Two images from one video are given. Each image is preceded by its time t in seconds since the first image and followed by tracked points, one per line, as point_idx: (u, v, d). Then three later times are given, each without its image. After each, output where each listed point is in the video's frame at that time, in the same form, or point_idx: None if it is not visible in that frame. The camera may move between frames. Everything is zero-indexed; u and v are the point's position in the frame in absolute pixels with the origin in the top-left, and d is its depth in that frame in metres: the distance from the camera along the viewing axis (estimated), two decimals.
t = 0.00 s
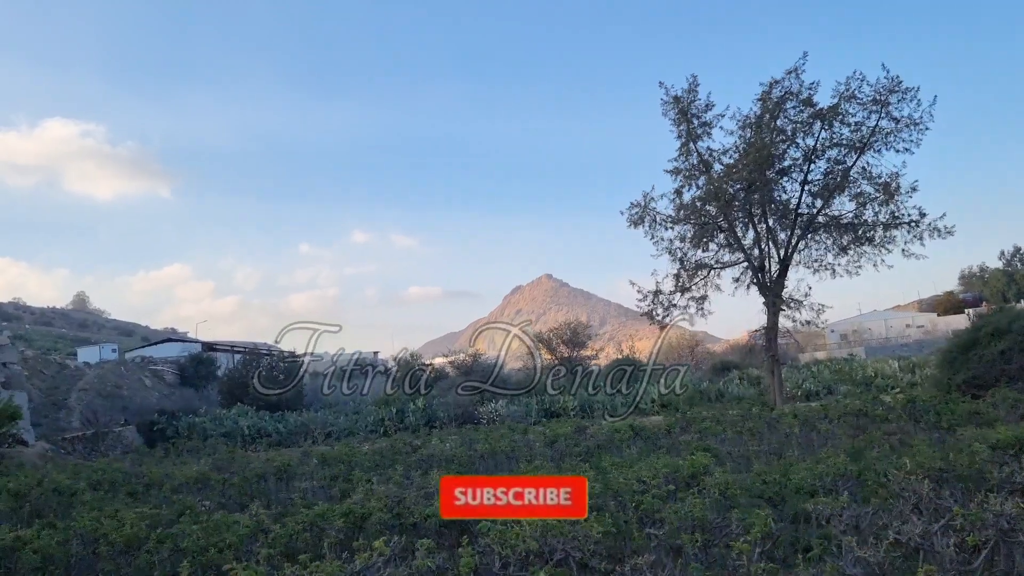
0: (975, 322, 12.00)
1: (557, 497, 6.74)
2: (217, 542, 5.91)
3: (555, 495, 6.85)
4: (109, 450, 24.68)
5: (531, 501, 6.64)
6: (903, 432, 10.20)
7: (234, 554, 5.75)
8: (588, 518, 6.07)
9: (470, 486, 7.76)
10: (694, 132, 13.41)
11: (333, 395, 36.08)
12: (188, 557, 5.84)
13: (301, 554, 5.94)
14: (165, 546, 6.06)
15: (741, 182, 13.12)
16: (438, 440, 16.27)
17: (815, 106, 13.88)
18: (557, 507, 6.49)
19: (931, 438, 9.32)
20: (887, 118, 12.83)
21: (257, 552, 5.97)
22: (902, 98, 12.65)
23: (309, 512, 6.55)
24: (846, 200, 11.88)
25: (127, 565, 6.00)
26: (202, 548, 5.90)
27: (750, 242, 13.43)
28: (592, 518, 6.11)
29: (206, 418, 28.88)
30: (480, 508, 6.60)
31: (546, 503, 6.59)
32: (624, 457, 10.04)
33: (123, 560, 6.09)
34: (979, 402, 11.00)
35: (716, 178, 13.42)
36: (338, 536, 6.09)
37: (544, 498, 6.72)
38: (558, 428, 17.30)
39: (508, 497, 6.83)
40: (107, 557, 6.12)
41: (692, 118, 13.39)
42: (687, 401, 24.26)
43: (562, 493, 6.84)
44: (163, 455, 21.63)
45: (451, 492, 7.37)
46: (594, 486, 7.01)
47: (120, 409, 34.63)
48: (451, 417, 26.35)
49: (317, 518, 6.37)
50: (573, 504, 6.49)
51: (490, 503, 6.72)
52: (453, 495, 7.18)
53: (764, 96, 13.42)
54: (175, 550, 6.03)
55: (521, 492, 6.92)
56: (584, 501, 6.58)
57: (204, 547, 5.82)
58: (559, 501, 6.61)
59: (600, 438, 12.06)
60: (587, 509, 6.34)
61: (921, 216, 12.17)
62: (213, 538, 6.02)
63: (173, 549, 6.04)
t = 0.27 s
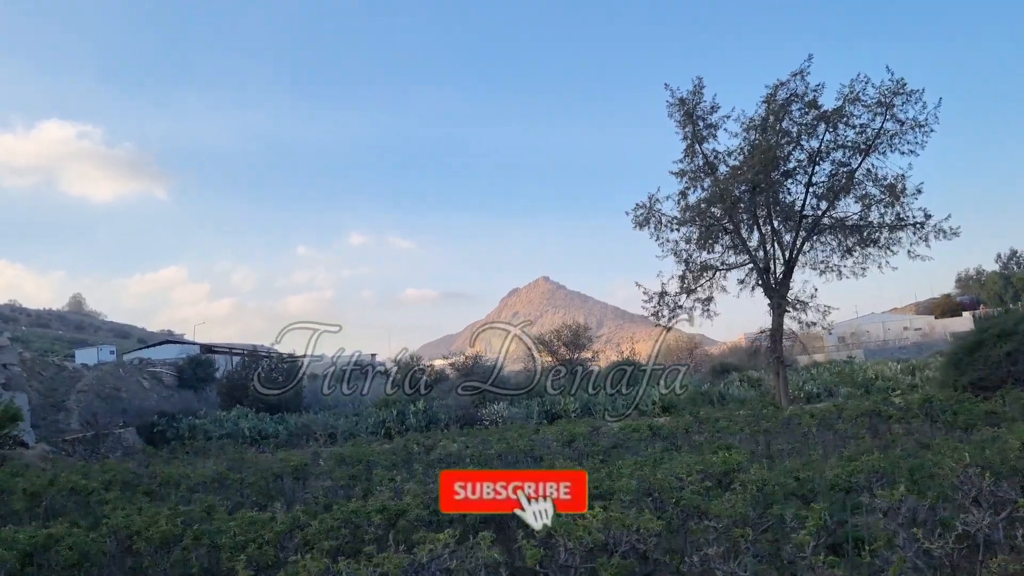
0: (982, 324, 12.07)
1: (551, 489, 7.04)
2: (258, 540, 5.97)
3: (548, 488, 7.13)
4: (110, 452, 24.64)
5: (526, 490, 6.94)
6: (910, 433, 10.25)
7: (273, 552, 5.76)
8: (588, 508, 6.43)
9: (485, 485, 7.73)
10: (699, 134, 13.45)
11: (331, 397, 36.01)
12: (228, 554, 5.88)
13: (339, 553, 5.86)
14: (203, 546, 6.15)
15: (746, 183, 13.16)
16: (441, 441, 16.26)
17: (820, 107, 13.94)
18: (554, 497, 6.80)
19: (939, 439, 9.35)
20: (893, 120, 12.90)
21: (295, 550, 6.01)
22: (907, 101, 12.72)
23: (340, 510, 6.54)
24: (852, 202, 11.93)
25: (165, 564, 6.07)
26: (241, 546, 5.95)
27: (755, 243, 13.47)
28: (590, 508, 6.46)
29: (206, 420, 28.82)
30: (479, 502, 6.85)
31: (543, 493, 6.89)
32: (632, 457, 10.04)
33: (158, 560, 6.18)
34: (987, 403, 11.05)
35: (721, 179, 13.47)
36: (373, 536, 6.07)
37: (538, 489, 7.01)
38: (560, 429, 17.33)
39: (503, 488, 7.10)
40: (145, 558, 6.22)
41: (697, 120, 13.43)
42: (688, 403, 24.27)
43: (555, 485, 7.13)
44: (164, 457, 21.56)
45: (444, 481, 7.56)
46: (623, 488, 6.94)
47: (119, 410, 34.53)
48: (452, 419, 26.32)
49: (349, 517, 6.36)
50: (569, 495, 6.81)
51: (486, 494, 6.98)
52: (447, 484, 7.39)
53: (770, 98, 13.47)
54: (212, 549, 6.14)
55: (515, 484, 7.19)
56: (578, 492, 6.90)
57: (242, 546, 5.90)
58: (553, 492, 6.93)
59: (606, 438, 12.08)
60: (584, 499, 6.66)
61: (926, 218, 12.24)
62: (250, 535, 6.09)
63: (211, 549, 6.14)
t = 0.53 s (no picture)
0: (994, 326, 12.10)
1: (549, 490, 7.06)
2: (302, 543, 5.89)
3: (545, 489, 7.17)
4: (116, 455, 24.63)
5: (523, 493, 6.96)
6: (924, 434, 10.25)
7: (318, 555, 5.69)
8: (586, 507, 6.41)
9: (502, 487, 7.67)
10: (708, 136, 13.49)
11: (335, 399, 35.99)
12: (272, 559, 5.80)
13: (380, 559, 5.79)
14: (247, 548, 6.02)
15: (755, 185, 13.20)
16: (449, 443, 16.23)
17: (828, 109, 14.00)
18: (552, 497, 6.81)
19: (955, 440, 9.34)
20: (901, 121, 12.96)
21: (338, 552, 5.93)
22: (915, 102, 12.78)
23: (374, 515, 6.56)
24: (863, 202, 12.01)
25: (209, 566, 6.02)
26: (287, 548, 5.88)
27: (764, 244, 13.50)
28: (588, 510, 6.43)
29: (211, 423, 28.80)
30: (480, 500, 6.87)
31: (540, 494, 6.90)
32: (646, 459, 9.99)
33: (200, 561, 6.10)
34: (999, 404, 11.06)
35: (729, 181, 13.51)
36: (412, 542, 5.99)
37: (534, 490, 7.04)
38: (567, 432, 17.31)
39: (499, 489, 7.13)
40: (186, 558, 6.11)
41: (705, 122, 13.46)
42: (693, 404, 24.24)
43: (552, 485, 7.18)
44: (169, 460, 21.52)
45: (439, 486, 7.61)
46: (663, 487, 6.68)
47: (122, 413, 34.51)
48: (457, 421, 26.29)
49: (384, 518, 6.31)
50: (567, 493, 6.81)
51: (483, 494, 7.01)
52: (443, 487, 7.44)
53: (778, 99, 13.52)
54: (255, 550, 5.98)
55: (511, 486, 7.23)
56: (575, 490, 6.90)
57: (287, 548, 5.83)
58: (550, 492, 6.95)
59: (617, 439, 12.06)
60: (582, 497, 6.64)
61: (936, 219, 12.30)
62: (291, 536, 6.01)
63: (254, 550, 5.99)
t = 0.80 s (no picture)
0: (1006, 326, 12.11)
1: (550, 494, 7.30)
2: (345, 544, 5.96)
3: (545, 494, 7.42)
4: (121, 457, 24.66)
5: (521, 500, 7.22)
6: (937, 433, 10.25)
7: (361, 555, 5.79)
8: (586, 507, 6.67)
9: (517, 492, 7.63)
10: (717, 137, 13.49)
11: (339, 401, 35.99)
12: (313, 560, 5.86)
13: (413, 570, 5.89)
14: (287, 545, 6.02)
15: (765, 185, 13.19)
16: (456, 444, 16.24)
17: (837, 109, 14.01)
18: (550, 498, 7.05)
19: (969, 441, 9.34)
20: (911, 121, 12.99)
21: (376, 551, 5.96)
22: (925, 102, 12.81)
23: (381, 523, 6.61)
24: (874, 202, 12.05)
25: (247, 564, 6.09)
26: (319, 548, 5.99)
27: (774, 244, 13.51)
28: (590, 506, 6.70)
29: (216, 425, 28.82)
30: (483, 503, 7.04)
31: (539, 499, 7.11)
32: (657, 458, 9.99)
33: (235, 561, 6.11)
34: (1010, 404, 11.07)
35: (739, 181, 13.51)
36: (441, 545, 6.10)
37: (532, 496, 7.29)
38: (574, 432, 17.30)
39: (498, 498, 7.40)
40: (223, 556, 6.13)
41: (714, 122, 13.46)
42: (699, 404, 24.19)
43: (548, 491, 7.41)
44: (175, 461, 21.54)
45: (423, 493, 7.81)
46: (693, 487, 6.71)
47: (127, 415, 34.53)
48: (462, 422, 26.28)
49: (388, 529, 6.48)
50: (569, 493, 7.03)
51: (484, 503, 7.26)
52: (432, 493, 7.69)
53: (788, 100, 13.53)
54: (295, 548, 6.02)
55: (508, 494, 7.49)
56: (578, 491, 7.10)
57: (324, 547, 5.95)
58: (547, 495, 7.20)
59: (627, 439, 12.06)
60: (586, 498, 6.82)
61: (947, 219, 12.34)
62: (324, 535, 6.11)
63: (292, 549, 6.01)
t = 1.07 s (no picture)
0: None
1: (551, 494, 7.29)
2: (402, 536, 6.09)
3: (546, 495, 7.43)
4: (137, 461, 24.77)
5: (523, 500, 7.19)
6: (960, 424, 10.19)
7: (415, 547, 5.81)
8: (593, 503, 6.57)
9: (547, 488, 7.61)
10: (730, 129, 13.43)
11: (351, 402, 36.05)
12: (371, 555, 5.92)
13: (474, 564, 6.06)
14: (340, 540, 6.06)
15: (780, 176, 13.14)
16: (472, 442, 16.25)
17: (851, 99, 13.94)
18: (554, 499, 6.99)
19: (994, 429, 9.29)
20: (926, 110, 12.93)
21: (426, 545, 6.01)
22: (940, 90, 12.75)
23: (385, 524, 6.54)
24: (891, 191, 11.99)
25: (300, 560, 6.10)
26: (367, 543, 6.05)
27: (789, 236, 13.45)
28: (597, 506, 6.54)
29: (230, 427, 28.92)
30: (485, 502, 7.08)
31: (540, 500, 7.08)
32: (679, 449, 9.96)
33: (286, 556, 6.11)
34: None
35: (753, 173, 13.45)
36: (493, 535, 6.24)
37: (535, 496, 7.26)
38: (590, 427, 17.28)
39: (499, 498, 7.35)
40: (275, 552, 6.13)
41: (727, 114, 13.40)
42: (713, 398, 24.13)
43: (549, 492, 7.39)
44: (191, 464, 21.61)
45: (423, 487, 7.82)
46: (721, 480, 6.71)
47: (140, 419, 34.68)
48: (476, 421, 26.29)
49: (390, 530, 6.41)
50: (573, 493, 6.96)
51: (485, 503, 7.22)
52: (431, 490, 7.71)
53: (801, 90, 13.47)
54: (348, 543, 6.03)
55: (509, 494, 7.46)
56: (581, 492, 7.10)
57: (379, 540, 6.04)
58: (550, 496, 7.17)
59: (646, 432, 12.04)
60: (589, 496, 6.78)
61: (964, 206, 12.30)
62: (373, 531, 6.19)
63: (344, 545, 6.02)
